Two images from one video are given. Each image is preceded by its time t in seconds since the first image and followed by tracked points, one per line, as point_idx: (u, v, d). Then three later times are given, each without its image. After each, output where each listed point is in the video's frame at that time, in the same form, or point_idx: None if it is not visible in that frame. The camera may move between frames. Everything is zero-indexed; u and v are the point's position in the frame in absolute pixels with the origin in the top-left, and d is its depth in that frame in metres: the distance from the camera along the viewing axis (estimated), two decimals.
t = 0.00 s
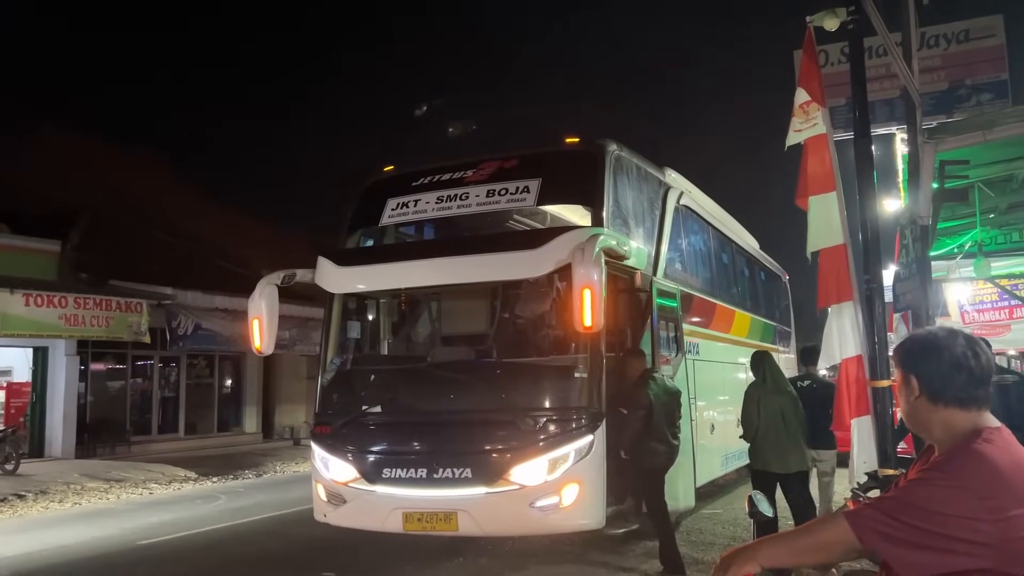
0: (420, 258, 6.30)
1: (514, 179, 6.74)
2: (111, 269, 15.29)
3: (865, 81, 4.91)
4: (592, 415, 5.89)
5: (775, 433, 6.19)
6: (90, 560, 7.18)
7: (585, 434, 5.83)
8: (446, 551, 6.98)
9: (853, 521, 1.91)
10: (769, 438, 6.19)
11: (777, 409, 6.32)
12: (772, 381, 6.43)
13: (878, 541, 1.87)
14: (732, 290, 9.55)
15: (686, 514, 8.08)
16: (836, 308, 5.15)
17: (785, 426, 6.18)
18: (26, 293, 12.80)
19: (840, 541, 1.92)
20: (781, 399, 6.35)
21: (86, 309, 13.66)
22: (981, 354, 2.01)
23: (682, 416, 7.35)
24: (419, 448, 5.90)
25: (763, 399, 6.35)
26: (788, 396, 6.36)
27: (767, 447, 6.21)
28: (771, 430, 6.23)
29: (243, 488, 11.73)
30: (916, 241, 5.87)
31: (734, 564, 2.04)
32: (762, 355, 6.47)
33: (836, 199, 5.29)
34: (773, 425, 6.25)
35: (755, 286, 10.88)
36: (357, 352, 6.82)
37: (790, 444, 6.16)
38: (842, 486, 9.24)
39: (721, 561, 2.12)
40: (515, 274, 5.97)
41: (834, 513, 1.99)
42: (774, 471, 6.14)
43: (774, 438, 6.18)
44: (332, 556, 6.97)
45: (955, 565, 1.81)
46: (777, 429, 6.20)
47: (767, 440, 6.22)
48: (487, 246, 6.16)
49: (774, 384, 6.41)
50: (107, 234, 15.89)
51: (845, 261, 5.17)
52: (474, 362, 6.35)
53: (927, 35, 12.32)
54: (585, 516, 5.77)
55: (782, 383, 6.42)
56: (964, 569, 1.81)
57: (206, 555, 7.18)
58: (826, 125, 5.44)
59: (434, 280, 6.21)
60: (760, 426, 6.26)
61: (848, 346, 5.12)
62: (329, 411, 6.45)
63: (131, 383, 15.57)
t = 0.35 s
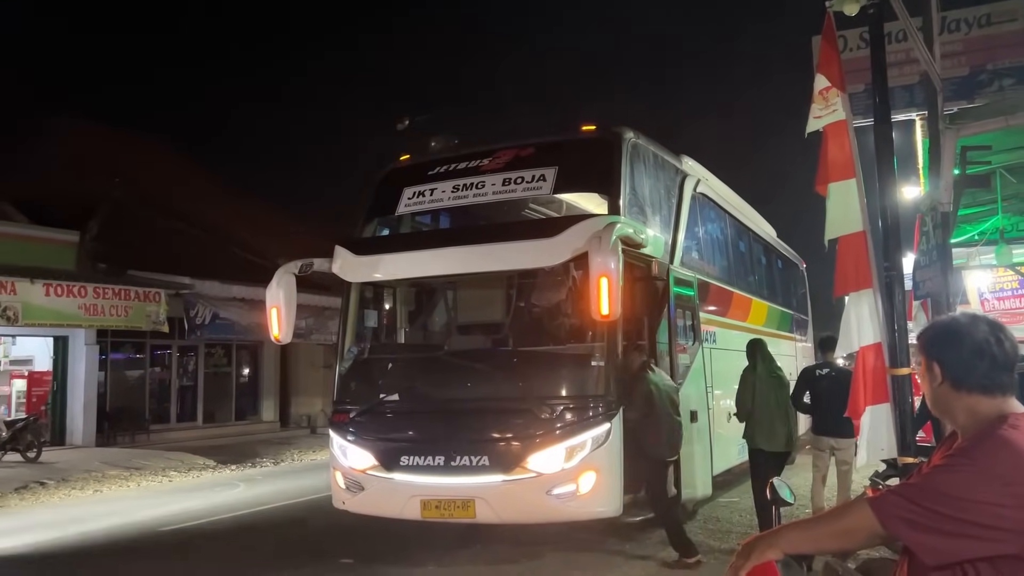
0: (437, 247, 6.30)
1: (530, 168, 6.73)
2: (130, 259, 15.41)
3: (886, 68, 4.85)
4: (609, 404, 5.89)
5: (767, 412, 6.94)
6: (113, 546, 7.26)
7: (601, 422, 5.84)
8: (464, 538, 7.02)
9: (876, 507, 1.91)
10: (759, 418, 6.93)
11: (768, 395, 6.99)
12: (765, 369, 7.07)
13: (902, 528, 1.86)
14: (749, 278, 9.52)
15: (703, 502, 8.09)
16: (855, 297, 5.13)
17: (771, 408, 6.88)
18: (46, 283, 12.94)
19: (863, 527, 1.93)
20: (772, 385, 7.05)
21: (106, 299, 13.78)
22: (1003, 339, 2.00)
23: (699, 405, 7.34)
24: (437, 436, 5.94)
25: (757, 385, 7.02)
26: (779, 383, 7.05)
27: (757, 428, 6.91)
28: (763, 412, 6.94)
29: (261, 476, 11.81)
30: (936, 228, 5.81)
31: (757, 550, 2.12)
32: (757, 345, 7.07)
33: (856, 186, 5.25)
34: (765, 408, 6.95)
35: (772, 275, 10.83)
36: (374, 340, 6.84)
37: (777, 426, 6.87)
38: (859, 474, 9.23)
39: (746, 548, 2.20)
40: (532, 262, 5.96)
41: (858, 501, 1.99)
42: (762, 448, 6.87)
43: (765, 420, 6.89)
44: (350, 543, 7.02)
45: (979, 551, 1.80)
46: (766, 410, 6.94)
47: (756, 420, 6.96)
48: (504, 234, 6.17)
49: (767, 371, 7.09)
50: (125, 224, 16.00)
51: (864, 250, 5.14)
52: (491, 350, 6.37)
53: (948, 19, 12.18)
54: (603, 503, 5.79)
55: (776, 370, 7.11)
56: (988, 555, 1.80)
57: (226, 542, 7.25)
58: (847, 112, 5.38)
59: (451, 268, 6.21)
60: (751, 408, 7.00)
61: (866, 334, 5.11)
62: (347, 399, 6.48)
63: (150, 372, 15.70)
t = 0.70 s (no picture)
0: (453, 235, 6.30)
1: (547, 155, 6.71)
2: (146, 249, 15.50)
3: (906, 52, 4.79)
4: (625, 392, 5.88)
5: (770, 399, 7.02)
6: (133, 532, 7.35)
7: (618, 411, 5.84)
8: (481, 525, 7.04)
9: (901, 493, 1.90)
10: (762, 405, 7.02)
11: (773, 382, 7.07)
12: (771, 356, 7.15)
13: (925, 513, 1.86)
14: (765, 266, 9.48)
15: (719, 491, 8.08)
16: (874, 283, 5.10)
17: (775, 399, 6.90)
18: (65, 272, 13.05)
19: (887, 512, 1.91)
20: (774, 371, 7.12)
21: (124, 288, 13.88)
22: None
23: (716, 393, 7.31)
24: (454, 424, 5.96)
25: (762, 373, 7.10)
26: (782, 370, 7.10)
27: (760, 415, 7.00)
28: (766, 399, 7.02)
29: (278, 463, 11.89)
30: (957, 214, 5.75)
31: (778, 536, 2.09)
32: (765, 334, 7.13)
33: (875, 172, 5.20)
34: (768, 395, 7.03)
35: (789, 262, 10.77)
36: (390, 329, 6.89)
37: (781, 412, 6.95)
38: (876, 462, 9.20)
39: (765, 532, 2.18)
40: (548, 250, 5.94)
41: (883, 485, 1.98)
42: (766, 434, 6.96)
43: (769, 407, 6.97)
44: (367, 530, 7.06)
45: (1003, 537, 1.81)
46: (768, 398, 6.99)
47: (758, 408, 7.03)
48: (520, 222, 6.16)
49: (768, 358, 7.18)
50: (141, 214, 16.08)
51: (884, 236, 5.11)
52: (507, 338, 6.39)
53: (968, 3, 12.01)
54: (620, 491, 5.80)
55: (777, 357, 7.18)
56: (1013, 541, 1.81)
57: (245, 527, 7.32)
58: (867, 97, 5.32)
59: (467, 256, 6.21)
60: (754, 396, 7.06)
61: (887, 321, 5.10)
62: (364, 387, 6.50)
63: (167, 361, 15.83)
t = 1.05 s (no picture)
0: (469, 223, 6.31)
1: (561, 144, 6.71)
2: (162, 239, 15.59)
3: (926, 37, 4.74)
4: (640, 380, 5.89)
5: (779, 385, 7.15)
6: (153, 518, 7.43)
7: (633, 399, 5.84)
8: (496, 512, 7.08)
9: (924, 477, 1.90)
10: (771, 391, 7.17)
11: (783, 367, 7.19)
12: (781, 342, 7.28)
13: (948, 498, 1.86)
14: (780, 254, 9.44)
15: (734, 479, 8.07)
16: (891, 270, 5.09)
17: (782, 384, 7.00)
18: (82, 262, 13.16)
19: (908, 498, 1.92)
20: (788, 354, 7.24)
21: (140, 278, 13.97)
22: None
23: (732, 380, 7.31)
24: (469, 412, 5.98)
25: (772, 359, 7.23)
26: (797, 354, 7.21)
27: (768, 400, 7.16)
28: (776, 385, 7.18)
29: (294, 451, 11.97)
30: (976, 201, 5.68)
31: (799, 520, 2.12)
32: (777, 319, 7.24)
33: (894, 159, 5.16)
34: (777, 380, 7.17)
35: (804, 250, 10.72)
36: (406, 318, 6.88)
37: (789, 397, 7.09)
38: (891, 451, 9.18)
39: (785, 517, 2.20)
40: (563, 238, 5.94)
41: (904, 470, 1.99)
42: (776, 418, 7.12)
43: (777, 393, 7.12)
44: (384, 516, 7.11)
45: (1022, 522, 1.82)
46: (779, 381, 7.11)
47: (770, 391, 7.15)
48: (535, 210, 6.16)
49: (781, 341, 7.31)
50: (157, 204, 16.17)
51: (901, 224, 5.08)
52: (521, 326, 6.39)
53: None
54: (635, 479, 5.82)
55: (790, 340, 7.30)
56: None
57: (262, 514, 7.38)
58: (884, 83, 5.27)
59: (482, 243, 6.21)
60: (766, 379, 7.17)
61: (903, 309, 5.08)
62: (380, 375, 6.54)
63: (183, 350, 15.95)
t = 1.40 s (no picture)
0: (480, 214, 6.32)
1: (571, 134, 6.71)
2: (174, 231, 15.68)
3: (940, 25, 4.70)
4: (652, 371, 5.89)
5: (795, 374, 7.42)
6: (167, 508, 7.48)
7: (645, 389, 5.84)
8: (509, 501, 7.11)
9: (941, 464, 1.93)
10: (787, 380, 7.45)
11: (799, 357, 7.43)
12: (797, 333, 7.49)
13: (964, 485, 1.88)
14: (792, 244, 9.41)
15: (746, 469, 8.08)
16: (904, 260, 5.07)
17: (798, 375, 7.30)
18: (95, 254, 13.24)
19: (926, 484, 1.95)
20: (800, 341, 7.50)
21: (152, 270, 14.05)
22: None
23: (743, 371, 7.31)
24: (480, 402, 5.99)
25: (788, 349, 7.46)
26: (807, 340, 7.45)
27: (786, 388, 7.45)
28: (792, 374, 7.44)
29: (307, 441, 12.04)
30: (990, 190, 5.64)
31: (815, 507, 2.13)
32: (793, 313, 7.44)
33: (907, 148, 5.14)
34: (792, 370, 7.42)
35: (816, 241, 10.68)
36: (418, 309, 6.85)
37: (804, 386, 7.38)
38: (904, 442, 9.15)
39: (801, 505, 2.21)
40: (574, 229, 5.94)
41: (921, 458, 2.02)
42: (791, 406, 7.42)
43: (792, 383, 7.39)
44: (397, 506, 7.14)
45: None
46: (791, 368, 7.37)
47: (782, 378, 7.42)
48: (545, 201, 6.16)
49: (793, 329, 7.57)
50: (169, 197, 16.27)
51: (914, 214, 5.07)
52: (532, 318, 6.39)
53: None
54: (647, 469, 5.83)
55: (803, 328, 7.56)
56: None
57: (276, 504, 7.44)
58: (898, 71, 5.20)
59: (493, 234, 6.21)
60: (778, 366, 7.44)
61: (915, 300, 5.08)
62: (393, 366, 6.56)
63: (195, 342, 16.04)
